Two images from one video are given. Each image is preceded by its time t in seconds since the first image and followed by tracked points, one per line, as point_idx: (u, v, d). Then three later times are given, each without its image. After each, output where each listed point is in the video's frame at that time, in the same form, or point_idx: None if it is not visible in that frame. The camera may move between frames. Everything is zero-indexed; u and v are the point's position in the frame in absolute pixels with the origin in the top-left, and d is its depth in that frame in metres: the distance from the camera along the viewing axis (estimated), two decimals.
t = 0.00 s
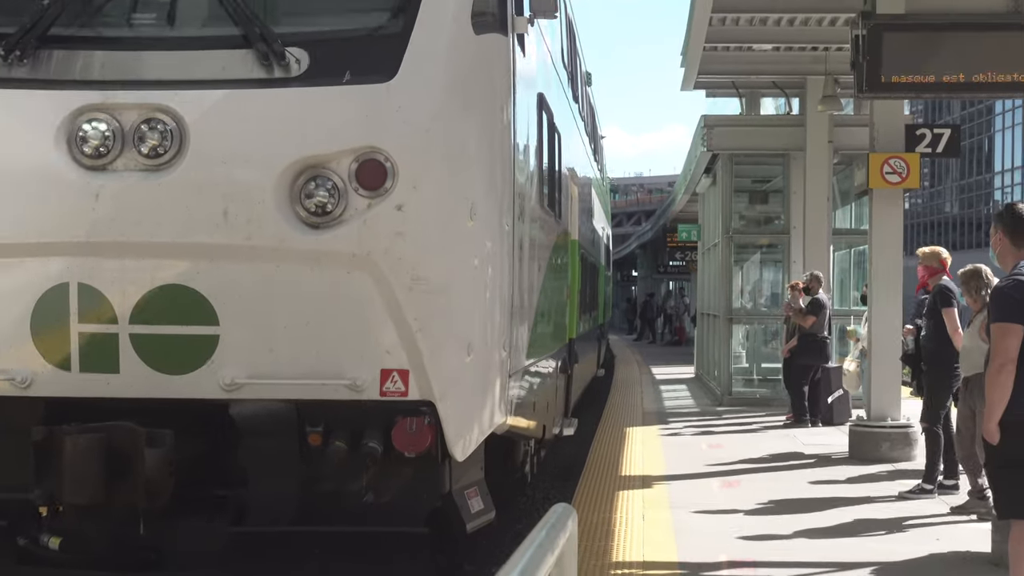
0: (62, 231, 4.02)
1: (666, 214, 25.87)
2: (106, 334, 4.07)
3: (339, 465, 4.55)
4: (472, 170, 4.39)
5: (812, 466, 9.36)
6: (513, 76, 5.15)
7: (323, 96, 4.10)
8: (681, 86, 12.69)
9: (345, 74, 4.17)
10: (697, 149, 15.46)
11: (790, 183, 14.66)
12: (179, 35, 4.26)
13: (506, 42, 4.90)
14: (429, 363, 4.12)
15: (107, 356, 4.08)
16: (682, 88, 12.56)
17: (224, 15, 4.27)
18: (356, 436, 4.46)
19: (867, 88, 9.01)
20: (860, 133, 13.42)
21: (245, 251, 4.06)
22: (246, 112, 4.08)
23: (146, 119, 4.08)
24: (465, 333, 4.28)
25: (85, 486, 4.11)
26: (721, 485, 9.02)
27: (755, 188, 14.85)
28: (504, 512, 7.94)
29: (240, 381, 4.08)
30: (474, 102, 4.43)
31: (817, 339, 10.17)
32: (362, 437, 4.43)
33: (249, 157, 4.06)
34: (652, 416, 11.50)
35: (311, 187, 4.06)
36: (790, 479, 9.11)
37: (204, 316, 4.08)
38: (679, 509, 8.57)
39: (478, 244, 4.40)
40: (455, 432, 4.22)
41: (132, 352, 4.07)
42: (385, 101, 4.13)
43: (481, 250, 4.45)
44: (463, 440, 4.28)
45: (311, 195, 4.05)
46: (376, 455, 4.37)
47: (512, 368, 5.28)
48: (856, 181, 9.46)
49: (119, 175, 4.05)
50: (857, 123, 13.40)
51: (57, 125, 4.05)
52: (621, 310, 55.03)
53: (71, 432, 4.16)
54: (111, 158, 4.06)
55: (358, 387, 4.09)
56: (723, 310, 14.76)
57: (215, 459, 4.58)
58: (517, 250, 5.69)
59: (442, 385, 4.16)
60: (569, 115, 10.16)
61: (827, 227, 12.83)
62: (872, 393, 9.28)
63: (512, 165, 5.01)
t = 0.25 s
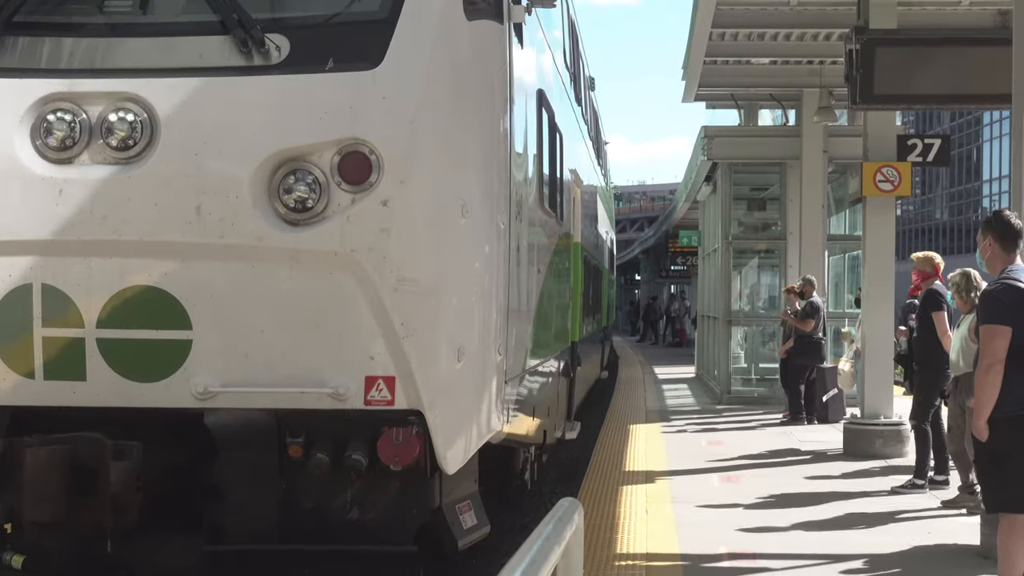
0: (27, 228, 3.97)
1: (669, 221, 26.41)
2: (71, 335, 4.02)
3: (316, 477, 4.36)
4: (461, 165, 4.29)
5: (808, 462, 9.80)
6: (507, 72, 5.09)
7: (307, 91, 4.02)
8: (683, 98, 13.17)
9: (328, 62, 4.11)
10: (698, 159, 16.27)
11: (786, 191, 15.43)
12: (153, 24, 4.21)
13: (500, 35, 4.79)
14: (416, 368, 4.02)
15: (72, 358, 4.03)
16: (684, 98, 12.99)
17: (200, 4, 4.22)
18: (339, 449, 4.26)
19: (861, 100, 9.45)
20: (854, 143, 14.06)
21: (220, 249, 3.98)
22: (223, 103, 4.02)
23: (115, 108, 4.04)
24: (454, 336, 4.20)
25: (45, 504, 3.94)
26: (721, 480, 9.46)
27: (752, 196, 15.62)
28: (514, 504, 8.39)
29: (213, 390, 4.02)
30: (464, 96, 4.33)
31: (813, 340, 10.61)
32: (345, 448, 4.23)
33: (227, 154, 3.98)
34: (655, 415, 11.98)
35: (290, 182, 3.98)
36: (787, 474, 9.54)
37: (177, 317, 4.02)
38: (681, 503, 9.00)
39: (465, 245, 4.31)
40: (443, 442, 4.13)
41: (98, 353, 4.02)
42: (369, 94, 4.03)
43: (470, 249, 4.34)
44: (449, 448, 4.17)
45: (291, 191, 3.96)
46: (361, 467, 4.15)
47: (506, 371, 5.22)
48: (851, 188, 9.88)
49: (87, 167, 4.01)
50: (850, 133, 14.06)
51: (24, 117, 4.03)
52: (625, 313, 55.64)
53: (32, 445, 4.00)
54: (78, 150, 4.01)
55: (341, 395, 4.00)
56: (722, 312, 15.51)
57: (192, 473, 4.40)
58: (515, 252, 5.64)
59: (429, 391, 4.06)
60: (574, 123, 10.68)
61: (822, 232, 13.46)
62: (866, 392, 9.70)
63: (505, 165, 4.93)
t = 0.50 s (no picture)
0: None
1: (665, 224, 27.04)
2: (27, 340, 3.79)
3: (291, 489, 4.20)
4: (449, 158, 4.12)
5: (798, 454, 10.34)
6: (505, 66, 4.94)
7: (281, 76, 3.81)
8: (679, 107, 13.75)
9: (303, 44, 3.88)
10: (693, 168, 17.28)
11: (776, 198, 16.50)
12: (111, 6, 3.98)
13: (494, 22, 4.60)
14: (396, 372, 3.81)
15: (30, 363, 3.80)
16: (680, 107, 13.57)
17: None
18: (314, 460, 4.07)
19: (847, 110, 9.98)
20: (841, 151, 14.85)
21: (185, 245, 3.75)
22: (192, 90, 3.80)
23: (71, 96, 3.78)
24: (439, 338, 3.98)
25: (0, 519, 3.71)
26: (715, 471, 9.99)
27: (744, 203, 16.66)
28: (520, 496, 8.92)
29: (176, 398, 3.79)
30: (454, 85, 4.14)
31: (801, 339, 11.13)
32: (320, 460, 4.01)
33: (194, 147, 3.75)
34: (651, 410, 12.56)
35: (260, 174, 3.76)
36: (777, 465, 10.08)
37: (139, 322, 3.79)
38: (677, 493, 9.52)
39: (454, 242, 4.09)
40: (424, 453, 3.89)
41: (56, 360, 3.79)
42: (344, 81, 3.82)
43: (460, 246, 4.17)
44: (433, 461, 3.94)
45: (261, 183, 3.75)
46: (336, 481, 3.97)
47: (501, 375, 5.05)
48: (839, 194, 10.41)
49: (41, 158, 3.74)
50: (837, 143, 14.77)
51: None
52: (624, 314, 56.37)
53: None
54: (32, 140, 3.75)
55: (316, 403, 3.80)
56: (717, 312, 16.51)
57: (167, 482, 4.30)
58: (513, 253, 5.51)
59: (412, 398, 3.83)
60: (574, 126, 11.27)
61: (811, 237, 14.24)
62: (852, 387, 10.26)
63: (501, 161, 4.77)
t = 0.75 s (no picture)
0: None
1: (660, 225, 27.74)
2: None
3: (259, 505, 4.01)
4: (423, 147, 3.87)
5: (786, 443, 10.95)
6: (490, 58, 4.78)
7: (242, 59, 3.59)
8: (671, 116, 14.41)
9: (269, 25, 3.70)
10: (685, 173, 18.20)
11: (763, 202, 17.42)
12: None
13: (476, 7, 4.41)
14: (368, 377, 3.57)
15: None
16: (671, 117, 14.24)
17: None
18: (282, 471, 3.89)
19: (830, 119, 10.54)
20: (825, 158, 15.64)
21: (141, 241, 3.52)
22: (151, 70, 3.59)
23: (17, 79, 3.58)
24: (416, 340, 3.74)
25: None
26: (707, 460, 10.60)
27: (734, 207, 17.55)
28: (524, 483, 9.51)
29: (130, 404, 3.57)
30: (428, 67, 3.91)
31: (789, 335, 11.72)
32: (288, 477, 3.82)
33: (146, 135, 3.53)
34: (648, 402, 13.21)
35: (220, 163, 3.52)
36: (767, 454, 10.68)
37: (93, 325, 3.58)
38: (671, 481, 10.13)
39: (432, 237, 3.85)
40: (399, 462, 3.66)
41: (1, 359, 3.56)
42: (309, 64, 3.59)
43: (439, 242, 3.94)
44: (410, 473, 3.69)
45: (220, 173, 3.52)
46: (305, 495, 3.77)
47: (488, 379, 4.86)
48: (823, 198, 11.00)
49: None
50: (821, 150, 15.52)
51: None
52: (620, 312, 57.10)
53: None
54: None
55: (281, 410, 3.55)
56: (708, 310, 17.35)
57: (124, 493, 4.01)
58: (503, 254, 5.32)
59: (385, 403, 3.59)
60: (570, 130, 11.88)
61: (796, 239, 15.03)
62: (836, 379, 10.88)
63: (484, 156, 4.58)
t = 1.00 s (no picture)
0: None
1: (651, 228, 28.49)
2: None
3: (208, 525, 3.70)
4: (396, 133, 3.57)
5: (771, 434, 11.61)
6: (475, 44, 4.54)
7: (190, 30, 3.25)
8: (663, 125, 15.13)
9: None
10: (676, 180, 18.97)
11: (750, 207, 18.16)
12: None
13: None
14: (330, 389, 3.22)
15: None
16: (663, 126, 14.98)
17: None
18: (235, 488, 3.56)
19: (813, 128, 11.17)
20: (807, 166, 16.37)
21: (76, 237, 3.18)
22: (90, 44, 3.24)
23: None
24: (385, 342, 3.41)
25: None
26: (696, 450, 11.25)
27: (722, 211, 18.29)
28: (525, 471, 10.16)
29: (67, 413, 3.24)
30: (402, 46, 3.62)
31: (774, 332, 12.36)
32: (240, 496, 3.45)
33: (85, 114, 3.18)
34: (640, 396, 13.90)
35: (161, 145, 3.17)
36: (753, 445, 11.34)
37: (24, 329, 3.24)
38: (663, 469, 10.78)
39: (404, 229, 3.51)
40: (364, 479, 3.30)
41: None
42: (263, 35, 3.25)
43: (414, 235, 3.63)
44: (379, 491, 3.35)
45: (161, 155, 3.16)
46: (260, 515, 3.40)
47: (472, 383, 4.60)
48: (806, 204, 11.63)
49: None
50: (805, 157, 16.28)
51: None
52: (612, 309, 57.88)
53: None
54: None
55: (230, 421, 3.20)
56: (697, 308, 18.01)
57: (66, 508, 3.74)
58: (491, 257, 5.19)
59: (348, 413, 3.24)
60: (566, 137, 12.56)
61: (780, 241, 15.74)
62: (818, 374, 11.54)
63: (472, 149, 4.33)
